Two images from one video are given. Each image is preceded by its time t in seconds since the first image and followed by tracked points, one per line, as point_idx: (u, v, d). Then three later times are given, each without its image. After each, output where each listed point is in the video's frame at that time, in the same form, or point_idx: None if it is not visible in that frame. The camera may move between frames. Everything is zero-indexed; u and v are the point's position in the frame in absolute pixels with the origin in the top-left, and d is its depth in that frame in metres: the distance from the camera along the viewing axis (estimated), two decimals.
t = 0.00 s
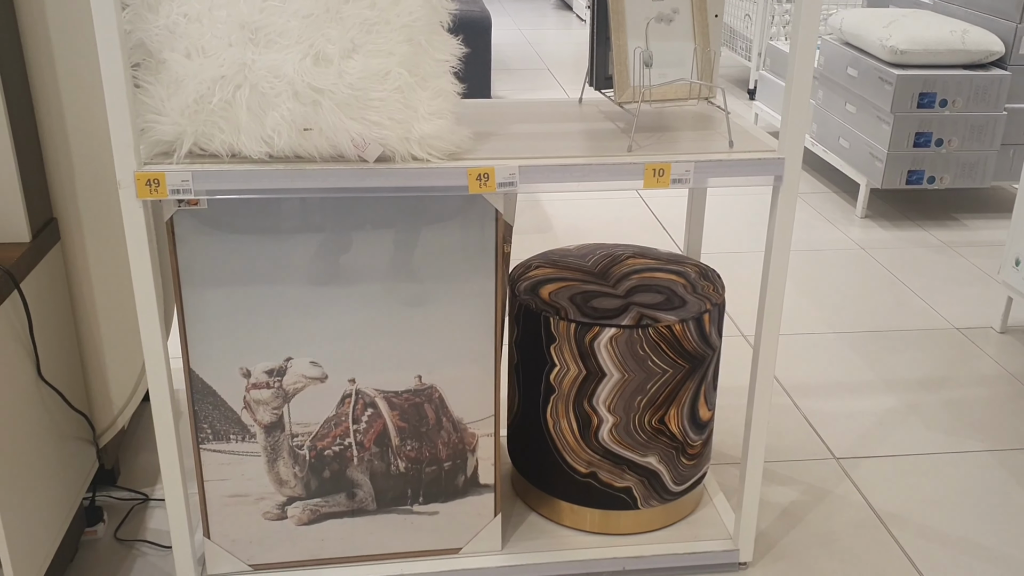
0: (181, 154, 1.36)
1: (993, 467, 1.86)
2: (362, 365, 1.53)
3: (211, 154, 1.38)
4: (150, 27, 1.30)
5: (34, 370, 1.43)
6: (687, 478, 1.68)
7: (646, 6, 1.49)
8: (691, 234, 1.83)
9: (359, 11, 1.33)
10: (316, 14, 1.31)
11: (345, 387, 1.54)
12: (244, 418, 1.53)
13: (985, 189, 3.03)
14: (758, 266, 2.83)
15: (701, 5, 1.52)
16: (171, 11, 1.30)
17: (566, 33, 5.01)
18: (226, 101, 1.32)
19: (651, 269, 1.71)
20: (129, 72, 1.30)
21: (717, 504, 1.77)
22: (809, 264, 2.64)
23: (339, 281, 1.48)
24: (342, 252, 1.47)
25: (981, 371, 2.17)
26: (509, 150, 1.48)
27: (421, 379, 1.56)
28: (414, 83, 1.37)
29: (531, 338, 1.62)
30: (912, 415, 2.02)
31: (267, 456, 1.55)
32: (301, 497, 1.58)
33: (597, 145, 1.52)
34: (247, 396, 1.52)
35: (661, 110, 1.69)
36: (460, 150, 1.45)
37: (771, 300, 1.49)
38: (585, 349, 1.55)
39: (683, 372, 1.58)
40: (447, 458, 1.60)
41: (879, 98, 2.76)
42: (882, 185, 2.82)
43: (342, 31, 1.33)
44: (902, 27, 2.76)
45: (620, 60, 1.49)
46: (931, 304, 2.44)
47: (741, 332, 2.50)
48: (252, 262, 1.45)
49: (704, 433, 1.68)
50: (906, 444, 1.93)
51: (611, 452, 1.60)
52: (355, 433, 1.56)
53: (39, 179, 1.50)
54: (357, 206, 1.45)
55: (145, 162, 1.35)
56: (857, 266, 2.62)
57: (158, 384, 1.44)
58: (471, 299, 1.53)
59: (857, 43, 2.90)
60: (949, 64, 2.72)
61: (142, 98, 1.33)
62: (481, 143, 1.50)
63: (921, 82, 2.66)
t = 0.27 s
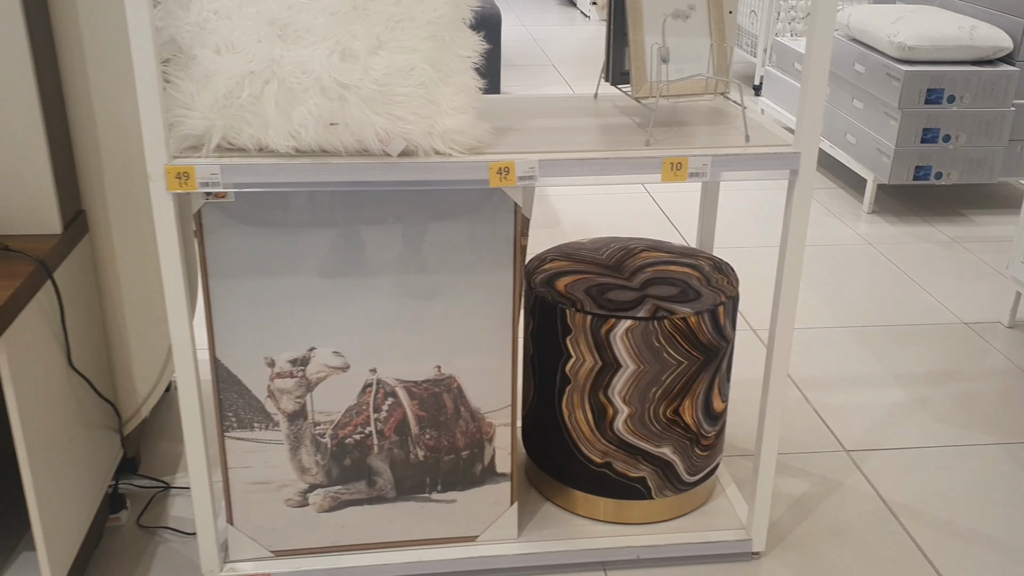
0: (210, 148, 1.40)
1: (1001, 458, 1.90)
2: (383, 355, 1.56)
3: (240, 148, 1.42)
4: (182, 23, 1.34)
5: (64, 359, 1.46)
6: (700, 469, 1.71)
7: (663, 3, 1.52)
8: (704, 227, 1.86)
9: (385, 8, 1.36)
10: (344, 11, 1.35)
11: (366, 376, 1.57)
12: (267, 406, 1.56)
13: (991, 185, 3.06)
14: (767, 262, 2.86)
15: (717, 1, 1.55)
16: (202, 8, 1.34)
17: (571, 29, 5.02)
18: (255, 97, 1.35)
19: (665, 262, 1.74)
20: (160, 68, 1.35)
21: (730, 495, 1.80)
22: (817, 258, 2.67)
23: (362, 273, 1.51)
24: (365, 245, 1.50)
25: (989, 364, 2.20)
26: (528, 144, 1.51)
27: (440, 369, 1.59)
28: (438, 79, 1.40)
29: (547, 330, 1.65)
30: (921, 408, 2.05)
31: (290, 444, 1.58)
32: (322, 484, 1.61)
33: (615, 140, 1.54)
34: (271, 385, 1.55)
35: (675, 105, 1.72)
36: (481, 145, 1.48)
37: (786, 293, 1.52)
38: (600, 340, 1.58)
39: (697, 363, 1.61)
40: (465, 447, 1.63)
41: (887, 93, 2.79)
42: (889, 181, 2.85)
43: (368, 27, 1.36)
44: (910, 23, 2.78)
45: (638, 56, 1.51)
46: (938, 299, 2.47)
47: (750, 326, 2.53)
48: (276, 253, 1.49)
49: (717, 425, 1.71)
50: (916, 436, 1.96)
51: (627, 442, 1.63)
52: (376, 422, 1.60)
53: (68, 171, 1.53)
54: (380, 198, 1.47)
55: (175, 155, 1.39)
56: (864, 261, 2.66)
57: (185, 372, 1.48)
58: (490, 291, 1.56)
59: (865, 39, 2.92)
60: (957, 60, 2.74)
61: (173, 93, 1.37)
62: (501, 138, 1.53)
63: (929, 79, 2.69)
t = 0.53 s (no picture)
0: (290, 144, 1.49)
1: None
2: (446, 345, 1.61)
3: (318, 145, 1.50)
4: (265, 25, 1.43)
5: (144, 343, 1.53)
6: (753, 463, 1.75)
7: (724, 6, 1.56)
8: (756, 225, 1.90)
9: (461, 11, 1.43)
10: (421, 14, 1.41)
11: (428, 365, 1.62)
12: (334, 391, 1.62)
13: None
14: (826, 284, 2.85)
15: (778, 4, 1.59)
16: (286, 11, 1.41)
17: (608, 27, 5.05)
18: (332, 97, 1.43)
19: (721, 259, 1.78)
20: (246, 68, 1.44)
21: (781, 490, 1.84)
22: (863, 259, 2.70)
23: (427, 265, 1.57)
24: (433, 240, 1.56)
25: None
26: (592, 142, 1.56)
27: (499, 360, 1.63)
28: (508, 80, 1.45)
29: (604, 324, 1.69)
30: (970, 408, 2.08)
31: (355, 429, 1.64)
32: (385, 470, 1.66)
33: (675, 138, 1.59)
34: (338, 371, 1.61)
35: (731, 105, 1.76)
36: (546, 142, 1.53)
37: (842, 290, 1.56)
38: (658, 335, 1.62)
39: (753, 359, 1.65)
40: (522, 436, 1.67)
41: (932, 95, 2.80)
42: (934, 182, 2.87)
43: (443, 29, 1.42)
44: (958, 26, 2.81)
45: (699, 57, 1.56)
46: (984, 300, 2.49)
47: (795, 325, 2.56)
48: (347, 245, 1.55)
49: (771, 420, 1.74)
50: (964, 436, 1.99)
51: (682, 435, 1.68)
52: (437, 409, 1.64)
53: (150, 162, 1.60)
54: (448, 193, 1.53)
55: (257, 150, 1.49)
56: (909, 262, 2.68)
57: (258, 356, 1.54)
58: (550, 284, 1.60)
59: (910, 41, 2.93)
60: (1005, 62, 2.75)
61: (256, 92, 1.46)
62: (565, 135, 1.58)
63: (977, 81, 2.70)
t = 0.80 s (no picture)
0: (439, 155, 1.56)
1: None
2: (578, 354, 1.65)
3: (466, 156, 1.57)
4: (424, 40, 1.51)
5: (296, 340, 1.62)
6: (882, 486, 1.73)
7: (870, 26, 1.57)
8: (890, 245, 1.89)
9: (609, 30, 1.46)
10: (572, 32, 1.46)
11: (559, 372, 1.66)
12: (468, 393, 1.67)
13: None
14: (954, 312, 2.77)
15: (925, 25, 1.58)
16: (443, 29, 1.49)
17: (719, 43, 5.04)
18: (483, 111, 1.50)
19: (855, 280, 1.77)
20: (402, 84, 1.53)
21: (909, 516, 1.81)
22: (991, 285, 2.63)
23: (563, 275, 1.62)
24: (572, 251, 1.61)
25: None
26: (731, 159, 1.58)
27: (630, 371, 1.66)
28: (653, 96, 1.49)
29: (736, 340, 1.71)
30: None
31: (486, 431, 1.69)
32: (513, 472, 1.71)
33: (815, 157, 1.59)
34: (473, 373, 1.66)
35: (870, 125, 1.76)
36: (686, 157, 1.56)
37: (985, 315, 1.54)
38: (791, 352, 1.62)
39: (888, 381, 1.64)
40: (649, 447, 1.70)
41: None
42: None
43: (592, 47, 1.46)
44: None
45: (843, 77, 1.56)
46: None
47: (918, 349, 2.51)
48: (489, 253, 1.61)
49: (902, 444, 1.73)
50: None
51: (811, 454, 1.67)
52: (566, 416, 1.68)
53: (307, 168, 1.68)
54: (589, 206, 1.58)
55: (409, 160, 1.56)
56: None
57: (400, 357, 1.61)
58: (684, 297, 1.62)
59: None
60: None
61: (411, 106, 1.55)
62: (704, 151, 1.60)
63: None
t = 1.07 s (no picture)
0: (565, 191, 1.58)
1: None
2: (699, 391, 1.66)
3: (590, 193, 1.59)
4: (554, 83, 1.54)
5: (423, 371, 1.67)
6: (1014, 534, 1.68)
7: (1001, 65, 1.56)
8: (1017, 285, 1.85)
9: (738, 70, 1.48)
10: (700, 72, 1.48)
11: (680, 409, 1.67)
12: (587, 427, 1.69)
13: None
14: None
15: None
16: (572, 70, 1.52)
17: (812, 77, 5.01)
18: (610, 149, 1.53)
19: (982, 321, 1.73)
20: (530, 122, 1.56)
21: None
22: None
23: (686, 312, 1.62)
24: (694, 289, 1.61)
25: None
26: (857, 197, 1.57)
27: (751, 409, 1.66)
28: (780, 135, 1.50)
29: (858, 379, 1.69)
30: None
31: (604, 464, 1.70)
32: (630, 506, 1.72)
33: (943, 196, 1.58)
34: (592, 407, 1.68)
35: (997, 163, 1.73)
36: (812, 196, 1.56)
37: None
38: (917, 393, 1.60)
39: (1020, 426, 1.59)
40: (770, 486, 1.69)
41: None
42: None
43: (720, 87, 1.49)
44: None
45: (973, 116, 1.55)
46: None
47: None
48: (611, 289, 1.62)
49: None
50: None
51: (937, 498, 1.63)
52: (685, 453, 1.69)
53: (433, 203, 1.72)
54: (712, 244, 1.59)
55: (534, 198, 1.58)
56: None
57: (521, 390, 1.64)
58: (807, 334, 1.62)
59: None
60: None
61: (538, 145, 1.59)
62: (829, 190, 1.60)
63: None
